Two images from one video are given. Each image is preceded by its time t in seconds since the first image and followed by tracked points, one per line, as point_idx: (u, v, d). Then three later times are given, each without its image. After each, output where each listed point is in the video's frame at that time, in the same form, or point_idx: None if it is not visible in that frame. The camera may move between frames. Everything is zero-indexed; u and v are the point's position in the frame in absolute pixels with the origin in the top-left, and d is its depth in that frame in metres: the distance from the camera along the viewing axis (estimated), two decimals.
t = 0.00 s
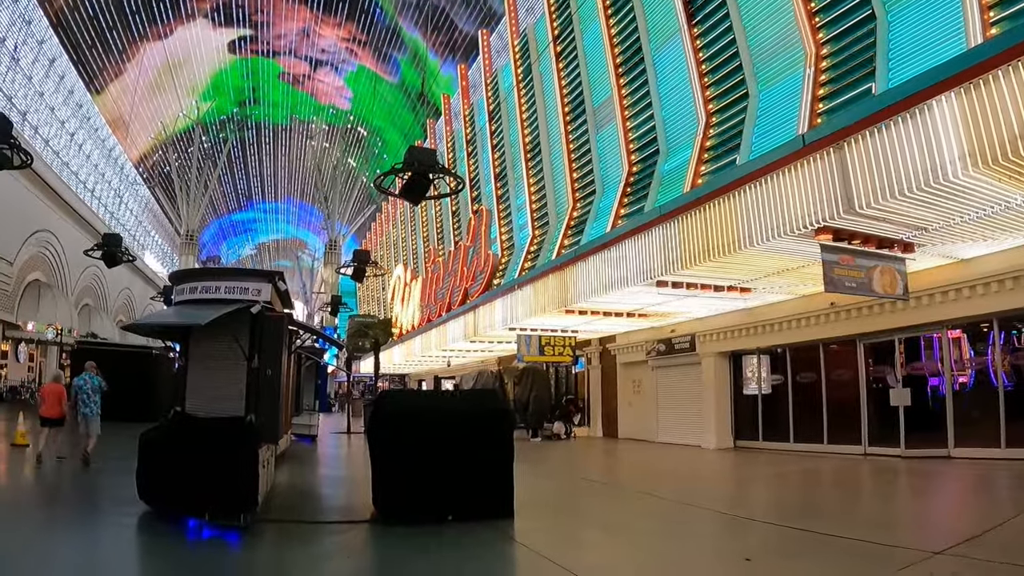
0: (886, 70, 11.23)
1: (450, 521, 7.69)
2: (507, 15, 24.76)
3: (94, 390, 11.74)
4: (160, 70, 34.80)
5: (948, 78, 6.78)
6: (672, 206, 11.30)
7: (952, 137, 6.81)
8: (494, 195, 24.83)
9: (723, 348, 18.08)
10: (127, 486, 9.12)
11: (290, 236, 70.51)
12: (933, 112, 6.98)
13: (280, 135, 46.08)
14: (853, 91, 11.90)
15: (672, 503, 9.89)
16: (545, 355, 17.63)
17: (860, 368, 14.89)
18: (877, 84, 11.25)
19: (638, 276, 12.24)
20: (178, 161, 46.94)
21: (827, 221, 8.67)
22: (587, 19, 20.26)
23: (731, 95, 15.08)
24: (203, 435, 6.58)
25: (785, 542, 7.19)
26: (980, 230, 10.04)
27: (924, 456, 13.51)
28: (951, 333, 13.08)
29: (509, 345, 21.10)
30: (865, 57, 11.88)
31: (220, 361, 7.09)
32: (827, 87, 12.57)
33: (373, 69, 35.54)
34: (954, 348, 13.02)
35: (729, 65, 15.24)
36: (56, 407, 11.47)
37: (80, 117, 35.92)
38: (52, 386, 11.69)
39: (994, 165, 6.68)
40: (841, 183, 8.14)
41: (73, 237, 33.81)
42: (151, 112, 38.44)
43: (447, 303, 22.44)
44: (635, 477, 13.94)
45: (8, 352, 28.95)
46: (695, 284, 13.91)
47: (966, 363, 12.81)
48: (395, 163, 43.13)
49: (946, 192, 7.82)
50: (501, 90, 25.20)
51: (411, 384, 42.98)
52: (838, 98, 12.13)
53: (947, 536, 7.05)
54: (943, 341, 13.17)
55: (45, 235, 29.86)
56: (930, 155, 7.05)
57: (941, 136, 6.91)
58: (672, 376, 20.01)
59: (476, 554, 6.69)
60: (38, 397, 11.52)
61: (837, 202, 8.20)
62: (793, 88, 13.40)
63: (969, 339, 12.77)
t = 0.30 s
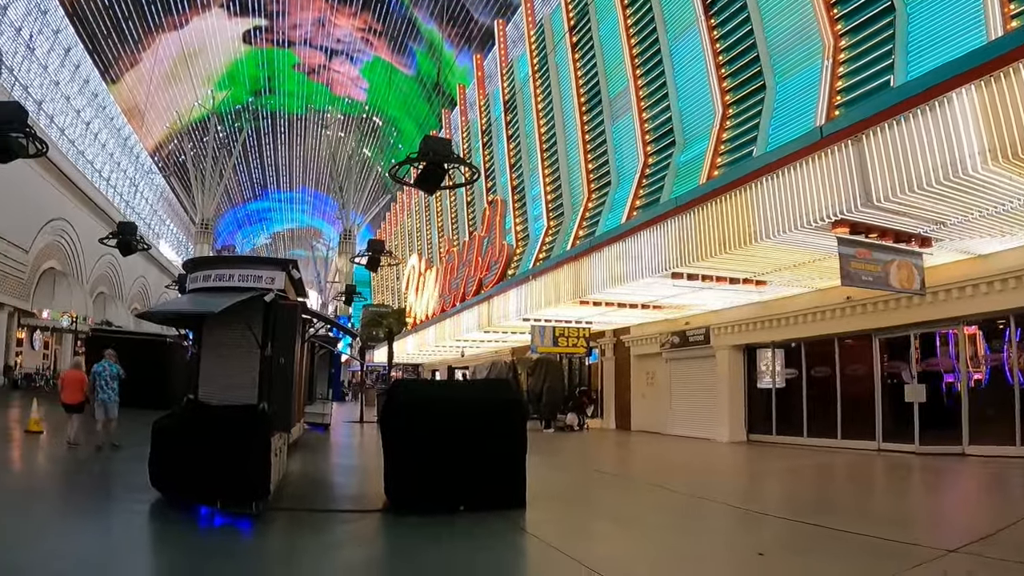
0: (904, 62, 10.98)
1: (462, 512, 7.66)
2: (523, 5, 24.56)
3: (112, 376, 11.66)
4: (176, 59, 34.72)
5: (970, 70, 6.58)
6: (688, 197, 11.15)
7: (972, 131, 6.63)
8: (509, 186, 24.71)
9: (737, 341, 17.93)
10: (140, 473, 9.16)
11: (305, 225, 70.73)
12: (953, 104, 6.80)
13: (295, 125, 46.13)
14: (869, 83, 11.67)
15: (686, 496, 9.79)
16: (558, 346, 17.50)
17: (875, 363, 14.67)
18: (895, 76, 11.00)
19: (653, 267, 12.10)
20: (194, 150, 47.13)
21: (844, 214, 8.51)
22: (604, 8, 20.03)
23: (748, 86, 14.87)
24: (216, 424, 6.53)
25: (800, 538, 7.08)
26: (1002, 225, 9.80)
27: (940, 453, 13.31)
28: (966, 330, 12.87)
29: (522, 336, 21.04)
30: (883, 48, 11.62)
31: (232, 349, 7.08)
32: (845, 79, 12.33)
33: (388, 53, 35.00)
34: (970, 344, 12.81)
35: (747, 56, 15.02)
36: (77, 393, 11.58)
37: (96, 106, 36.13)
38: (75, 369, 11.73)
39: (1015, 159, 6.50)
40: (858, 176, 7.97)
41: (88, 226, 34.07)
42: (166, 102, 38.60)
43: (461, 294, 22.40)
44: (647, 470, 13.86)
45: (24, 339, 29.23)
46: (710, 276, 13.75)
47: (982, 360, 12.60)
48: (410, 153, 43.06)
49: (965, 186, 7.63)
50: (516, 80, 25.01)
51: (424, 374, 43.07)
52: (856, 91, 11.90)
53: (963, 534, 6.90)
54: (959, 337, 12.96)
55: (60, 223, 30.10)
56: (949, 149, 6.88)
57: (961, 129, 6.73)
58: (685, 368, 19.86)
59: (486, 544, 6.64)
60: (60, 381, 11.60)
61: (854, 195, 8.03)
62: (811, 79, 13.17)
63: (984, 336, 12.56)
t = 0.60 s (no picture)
0: (941, 45, 10.53)
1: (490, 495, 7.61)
2: None
3: (149, 359, 11.90)
4: (203, 44, 34.92)
5: (1010, 49, 6.24)
6: (720, 179, 10.86)
7: (1012, 113, 6.30)
8: (538, 169, 24.46)
9: (767, 326, 17.57)
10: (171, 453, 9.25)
11: (334, 209, 71.14)
12: (992, 86, 6.47)
13: (324, 109, 46.26)
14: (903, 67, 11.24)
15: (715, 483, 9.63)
16: (588, 329, 17.15)
17: (907, 351, 14.21)
18: (932, 59, 10.53)
19: (685, 250, 11.83)
20: (224, 134, 47.53)
21: (879, 198, 8.20)
22: None
23: (781, 69, 14.45)
24: (242, 404, 6.47)
25: (835, 526, 6.85)
26: None
27: (976, 443, 12.93)
28: (999, 318, 12.58)
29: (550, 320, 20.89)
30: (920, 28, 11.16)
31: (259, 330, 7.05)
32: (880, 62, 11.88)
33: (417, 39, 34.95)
34: (1002, 335, 12.51)
35: (779, 38, 14.62)
36: (111, 375, 11.69)
37: (125, 92, 36.51)
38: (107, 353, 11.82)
39: None
40: (895, 158, 7.66)
41: (117, 210, 34.58)
42: (194, 87, 38.84)
43: (488, 278, 22.31)
44: (675, 455, 13.68)
45: (54, 322, 29.75)
46: (743, 260, 13.44)
47: (1013, 350, 12.29)
48: (438, 137, 42.88)
49: (1006, 170, 7.28)
50: (545, 63, 24.67)
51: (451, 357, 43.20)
52: (892, 73, 11.44)
53: (1001, 527, 6.62)
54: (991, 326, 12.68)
55: (90, 207, 30.59)
56: (987, 132, 6.56)
57: (999, 112, 6.40)
58: (715, 354, 19.54)
59: (512, 529, 6.55)
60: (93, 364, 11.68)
61: (890, 179, 7.72)
62: (846, 61, 12.74)
63: (1016, 326, 12.26)
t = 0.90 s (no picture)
0: (986, 27, 9.97)
1: (531, 485, 7.41)
2: None
3: (190, 346, 11.91)
4: (233, 35, 34.99)
5: None
6: (761, 165, 10.48)
7: None
8: (572, 156, 24.09)
9: (806, 316, 17.05)
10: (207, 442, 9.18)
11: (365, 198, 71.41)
12: None
13: (354, 99, 46.28)
14: (946, 50, 10.72)
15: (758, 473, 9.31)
16: (624, 318, 16.78)
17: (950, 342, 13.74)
18: (977, 42, 9.95)
19: (725, 238, 11.46)
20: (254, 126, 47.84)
21: (929, 183, 7.79)
22: None
23: (821, 53, 13.99)
24: (279, 390, 6.32)
25: (890, 519, 6.51)
26: None
27: None
28: None
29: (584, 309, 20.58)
30: (965, 5, 10.57)
31: (294, 319, 6.74)
32: (923, 45, 11.32)
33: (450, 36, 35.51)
34: None
35: (820, 21, 14.14)
36: (148, 363, 11.68)
37: (155, 83, 36.81)
38: (146, 340, 11.82)
39: None
40: (946, 141, 7.26)
41: (148, 200, 34.96)
42: (224, 78, 38.96)
43: (519, 267, 22.05)
44: (712, 445, 13.33)
45: (88, 313, 30.16)
46: (786, 246, 12.97)
47: None
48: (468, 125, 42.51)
49: None
50: (578, 50, 24.22)
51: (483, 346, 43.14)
52: (936, 56, 10.89)
53: None
54: None
55: (121, 198, 30.94)
56: None
57: None
58: (752, 343, 19.06)
59: (553, 519, 6.33)
60: (133, 350, 11.68)
61: (942, 162, 7.31)
62: (888, 45, 12.26)
63: None
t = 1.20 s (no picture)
0: None
1: (580, 485, 7.09)
2: None
3: (227, 344, 11.75)
4: (258, 31, 35.00)
5: None
6: (804, 155, 10.05)
7: None
8: (602, 149, 23.62)
9: (847, 310, 16.47)
10: (240, 439, 8.95)
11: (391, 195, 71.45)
12: None
13: (380, 94, 46.24)
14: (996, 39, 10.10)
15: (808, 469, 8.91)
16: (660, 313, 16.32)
17: (996, 337, 13.16)
18: None
19: (767, 230, 11.04)
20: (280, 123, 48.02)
21: (988, 172, 7.32)
22: None
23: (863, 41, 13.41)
24: (322, 385, 6.03)
25: (961, 518, 6.05)
26: None
27: None
28: None
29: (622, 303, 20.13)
30: None
31: (327, 312, 6.41)
32: (971, 31, 10.72)
33: (476, 31, 35.17)
34: None
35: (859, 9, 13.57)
36: (185, 360, 11.57)
37: (181, 81, 37.02)
38: (185, 337, 11.71)
39: None
40: (1006, 129, 6.81)
41: (176, 197, 35.17)
42: (250, 75, 38.91)
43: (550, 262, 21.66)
44: (753, 441, 12.87)
45: (115, 309, 30.38)
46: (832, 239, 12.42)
47: None
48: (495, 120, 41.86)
49: None
50: (608, 42, 23.68)
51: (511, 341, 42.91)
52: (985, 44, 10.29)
53: None
54: None
55: (148, 195, 31.11)
56: None
57: None
58: (790, 337, 18.49)
59: (601, 520, 5.98)
60: (170, 347, 11.58)
61: (998, 152, 6.91)
62: (932, 33, 11.68)
63: None
